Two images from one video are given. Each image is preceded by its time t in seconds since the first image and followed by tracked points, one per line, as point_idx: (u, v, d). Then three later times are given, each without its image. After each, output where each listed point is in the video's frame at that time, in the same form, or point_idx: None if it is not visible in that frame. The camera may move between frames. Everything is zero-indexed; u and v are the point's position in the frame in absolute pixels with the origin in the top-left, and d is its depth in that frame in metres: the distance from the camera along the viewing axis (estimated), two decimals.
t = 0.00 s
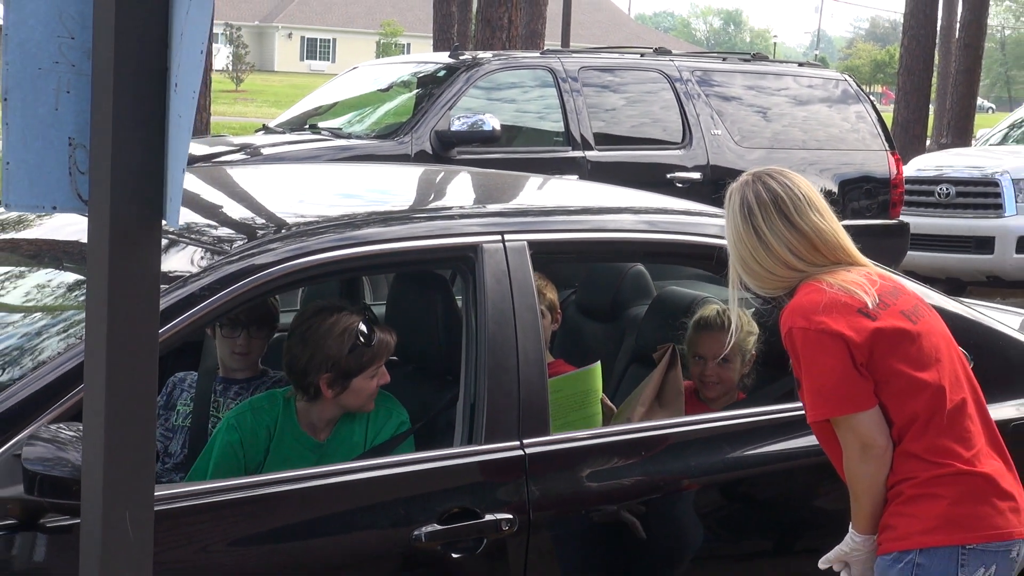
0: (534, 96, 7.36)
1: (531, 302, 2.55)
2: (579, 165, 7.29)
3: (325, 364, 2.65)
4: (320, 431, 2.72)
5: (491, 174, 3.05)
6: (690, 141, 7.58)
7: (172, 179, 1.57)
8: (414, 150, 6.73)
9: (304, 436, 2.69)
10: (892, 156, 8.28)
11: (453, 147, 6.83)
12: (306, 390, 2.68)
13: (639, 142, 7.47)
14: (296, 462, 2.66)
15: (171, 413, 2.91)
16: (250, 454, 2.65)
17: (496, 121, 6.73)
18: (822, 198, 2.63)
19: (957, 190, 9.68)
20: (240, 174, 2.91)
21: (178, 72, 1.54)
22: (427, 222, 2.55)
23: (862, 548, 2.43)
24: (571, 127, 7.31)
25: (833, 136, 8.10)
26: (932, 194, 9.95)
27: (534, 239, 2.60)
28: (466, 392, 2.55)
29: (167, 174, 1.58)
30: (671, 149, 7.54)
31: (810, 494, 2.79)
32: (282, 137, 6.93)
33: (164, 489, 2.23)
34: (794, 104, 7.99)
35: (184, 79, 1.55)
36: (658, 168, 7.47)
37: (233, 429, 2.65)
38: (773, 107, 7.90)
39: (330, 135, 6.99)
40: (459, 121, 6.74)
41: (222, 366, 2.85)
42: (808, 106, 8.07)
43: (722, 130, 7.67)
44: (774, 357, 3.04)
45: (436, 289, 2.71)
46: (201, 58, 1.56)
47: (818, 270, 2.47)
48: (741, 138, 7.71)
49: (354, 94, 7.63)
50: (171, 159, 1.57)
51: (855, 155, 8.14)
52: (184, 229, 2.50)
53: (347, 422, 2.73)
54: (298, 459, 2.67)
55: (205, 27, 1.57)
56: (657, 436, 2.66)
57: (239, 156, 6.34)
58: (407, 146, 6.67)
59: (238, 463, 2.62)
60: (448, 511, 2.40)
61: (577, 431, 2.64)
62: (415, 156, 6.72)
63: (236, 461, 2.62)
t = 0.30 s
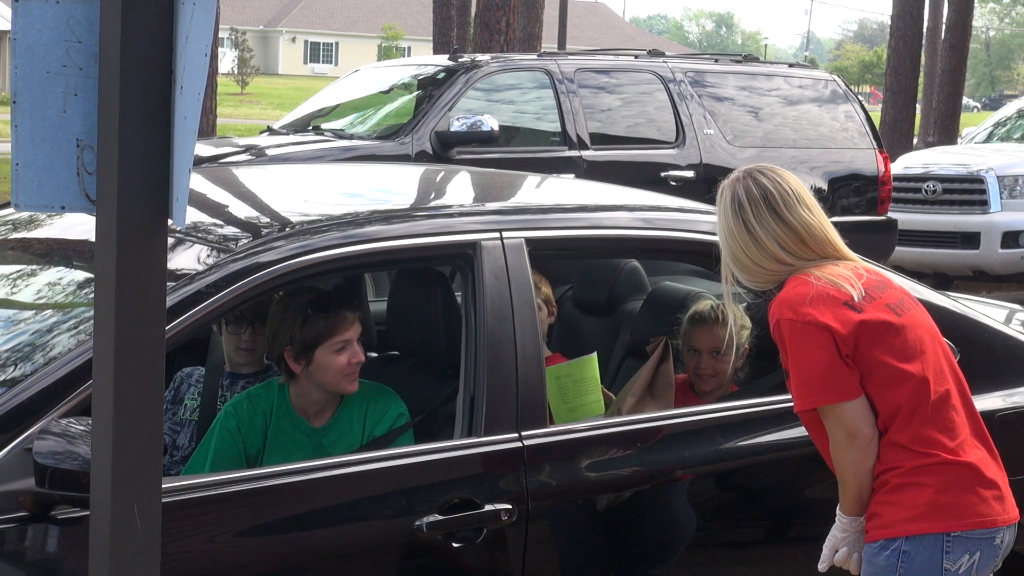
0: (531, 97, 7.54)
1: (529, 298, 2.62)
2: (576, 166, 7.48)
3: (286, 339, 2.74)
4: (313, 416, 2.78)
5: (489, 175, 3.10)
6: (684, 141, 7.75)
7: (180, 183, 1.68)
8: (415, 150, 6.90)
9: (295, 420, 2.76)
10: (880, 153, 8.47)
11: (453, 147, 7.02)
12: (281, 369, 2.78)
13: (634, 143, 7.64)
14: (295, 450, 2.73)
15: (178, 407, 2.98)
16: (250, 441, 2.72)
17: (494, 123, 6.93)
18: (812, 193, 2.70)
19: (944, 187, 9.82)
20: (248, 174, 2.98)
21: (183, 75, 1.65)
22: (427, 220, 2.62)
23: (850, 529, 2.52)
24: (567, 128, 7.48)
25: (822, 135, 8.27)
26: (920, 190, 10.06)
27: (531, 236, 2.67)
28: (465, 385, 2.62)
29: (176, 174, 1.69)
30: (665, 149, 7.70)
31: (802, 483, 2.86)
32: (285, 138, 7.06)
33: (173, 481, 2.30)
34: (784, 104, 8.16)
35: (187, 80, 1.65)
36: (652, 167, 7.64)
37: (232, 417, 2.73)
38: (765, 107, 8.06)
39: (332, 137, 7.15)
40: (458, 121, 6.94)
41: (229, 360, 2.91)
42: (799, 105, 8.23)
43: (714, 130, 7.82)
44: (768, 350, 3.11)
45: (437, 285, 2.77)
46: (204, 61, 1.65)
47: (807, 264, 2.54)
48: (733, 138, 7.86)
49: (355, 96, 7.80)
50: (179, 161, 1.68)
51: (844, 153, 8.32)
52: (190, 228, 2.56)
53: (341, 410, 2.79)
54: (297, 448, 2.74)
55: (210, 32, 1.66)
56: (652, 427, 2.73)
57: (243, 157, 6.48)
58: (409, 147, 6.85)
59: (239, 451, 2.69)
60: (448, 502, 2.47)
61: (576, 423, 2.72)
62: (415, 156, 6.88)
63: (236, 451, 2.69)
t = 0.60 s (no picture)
0: (530, 99, 7.71)
1: (528, 294, 2.70)
2: (574, 165, 7.65)
3: (269, 332, 2.83)
4: (306, 408, 2.84)
5: (489, 174, 3.17)
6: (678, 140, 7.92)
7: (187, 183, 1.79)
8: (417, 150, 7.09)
9: (290, 413, 2.82)
10: (869, 152, 8.67)
11: (454, 148, 7.22)
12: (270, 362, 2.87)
13: (631, 143, 7.81)
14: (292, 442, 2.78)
15: (187, 401, 3.05)
16: (249, 437, 2.78)
17: (495, 124, 7.14)
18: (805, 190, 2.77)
19: (931, 185, 9.94)
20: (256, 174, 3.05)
21: (191, 77, 1.77)
22: (429, 218, 2.69)
23: (842, 519, 2.60)
24: (564, 127, 7.66)
25: (813, 135, 8.43)
26: (907, 188, 10.18)
27: (530, 234, 2.75)
28: (466, 378, 2.70)
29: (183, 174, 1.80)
30: (659, 149, 7.88)
31: (794, 473, 2.94)
32: (290, 139, 7.21)
33: (182, 473, 2.37)
34: (776, 105, 8.38)
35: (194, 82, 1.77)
36: (648, 166, 7.81)
37: (231, 415, 2.79)
38: (758, 108, 8.27)
39: (336, 138, 7.32)
40: (460, 123, 7.14)
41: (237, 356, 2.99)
42: (790, 106, 8.44)
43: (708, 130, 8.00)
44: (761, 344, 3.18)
45: (439, 283, 2.84)
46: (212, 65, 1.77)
47: (799, 258, 2.61)
48: (726, 138, 8.06)
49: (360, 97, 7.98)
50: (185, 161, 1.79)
51: (834, 153, 8.51)
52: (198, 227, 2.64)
53: (334, 402, 2.85)
54: (293, 438, 2.79)
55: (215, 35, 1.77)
56: (648, 419, 2.81)
57: (250, 158, 6.64)
58: (411, 147, 7.03)
59: (238, 446, 2.75)
60: (450, 492, 2.54)
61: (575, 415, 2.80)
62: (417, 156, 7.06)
63: (235, 447, 2.75)
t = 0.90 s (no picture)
0: (531, 101, 7.83)
1: (528, 291, 2.78)
2: (572, 165, 7.78)
3: (274, 331, 2.90)
4: (312, 402, 2.91)
5: (488, 175, 3.25)
6: (674, 140, 8.07)
7: (206, 184, 1.89)
8: (421, 152, 7.25)
9: (296, 407, 2.89)
10: (860, 152, 8.86)
11: (455, 149, 7.34)
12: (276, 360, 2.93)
13: (629, 143, 7.94)
14: (300, 435, 2.86)
15: (198, 396, 3.13)
16: (258, 430, 2.86)
17: (495, 125, 7.24)
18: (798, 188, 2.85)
19: (919, 183, 10.08)
20: (263, 176, 3.14)
21: (207, 83, 1.89)
22: (432, 218, 2.77)
23: (835, 509, 2.68)
24: (563, 128, 7.81)
25: (804, 135, 8.62)
26: (897, 186, 10.34)
27: (530, 232, 2.82)
28: (468, 373, 2.79)
29: (201, 177, 1.90)
30: (656, 149, 8.01)
31: (787, 464, 3.02)
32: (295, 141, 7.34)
33: (194, 466, 2.44)
34: (770, 106, 8.53)
35: (211, 88, 1.89)
36: (646, 167, 7.93)
37: (241, 410, 2.87)
38: (751, 108, 8.41)
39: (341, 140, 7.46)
40: (461, 125, 7.27)
41: (247, 353, 3.05)
42: (782, 108, 8.61)
43: (702, 131, 8.15)
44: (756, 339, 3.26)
45: (442, 281, 2.91)
46: (232, 70, 1.88)
47: (792, 254, 2.69)
48: (721, 138, 8.21)
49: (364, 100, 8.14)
50: (204, 164, 1.90)
51: (825, 152, 8.68)
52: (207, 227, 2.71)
53: (339, 396, 2.92)
54: (298, 433, 2.86)
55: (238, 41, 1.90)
56: (646, 412, 2.89)
57: (257, 160, 6.76)
58: (414, 150, 7.20)
59: (247, 439, 2.82)
60: (453, 484, 2.62)
61: (574, 409, 2.88)
62: (421, 157, 7.24)
63: (244, 440, 2.82)
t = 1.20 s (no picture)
0: (530, 105, 8.10)
1: (528, 289, 2.86)
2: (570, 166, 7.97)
3: (284, 328, 2.98)
4: (319, 397, 3.00)
5: (489, 176, 3.34)
6: (669, 142, 8.32)
7: (223, 186, 1.99)
8: (422, 154, 7.45)
9: (304, 402, 2.98)
10: (851, 153, 9.15)
11: (457, 150, 7.54)
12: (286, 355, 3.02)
13: (627, 145, 8.18)
14: (307, 429, 2.94)
15: (208, 391, 3.23)
16: (266, 423, 2.94)
17: (495, 128, 7.45)
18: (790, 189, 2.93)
19: (909, 183, 10.34)
20: (270, 176, 3.22)
21: (221, 87, 1.98)
22: (435, 217, 2.85)
23: (825, 499, 2.76)
24: (562, 130, 8.01)
25: (798, 137, 8.90)
26: (886, 185, 10.58)
27: (530, 231, 2.91)
28: (469, 369, 2.87)
29: (217, 178, 2.00)
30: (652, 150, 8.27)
31: (779, 456, 3.11)
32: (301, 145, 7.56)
33: (204, 459, 2.52)
34: (763, 108, 8.81)
35: (226, 92, 1.98)
36: (640, 166, 8.19)
37: (250, 403, 2.95)
38: (745, 111, 8.69)
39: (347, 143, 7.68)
40: (463, 128, 7.46)
41: (255, 349, 3.13)
42: (776, 110, 8.88)
43: (697, 133, 8.42)
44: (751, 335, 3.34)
45: (444, 279, 3.00)
46: (248, 75, 2.00)
47: (783, 252, 2.77)
48: (716, 140, 8.45)
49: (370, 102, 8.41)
50: (221, 166, 2.00)
51: (817, 153, 8.94)
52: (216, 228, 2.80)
53: (345, 392, 3.01)
54: (308, 425, 2.95)
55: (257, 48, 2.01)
56: (642, 406, 2.98)
57: (265, 164, 6.99)
58: (417, 151, 7.40)
59: (256, 432, 2.91)
60: (456, 476, 2.70)
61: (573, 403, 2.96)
62: (423, 158, 7.44)
63: (254, 435, 2.90)
